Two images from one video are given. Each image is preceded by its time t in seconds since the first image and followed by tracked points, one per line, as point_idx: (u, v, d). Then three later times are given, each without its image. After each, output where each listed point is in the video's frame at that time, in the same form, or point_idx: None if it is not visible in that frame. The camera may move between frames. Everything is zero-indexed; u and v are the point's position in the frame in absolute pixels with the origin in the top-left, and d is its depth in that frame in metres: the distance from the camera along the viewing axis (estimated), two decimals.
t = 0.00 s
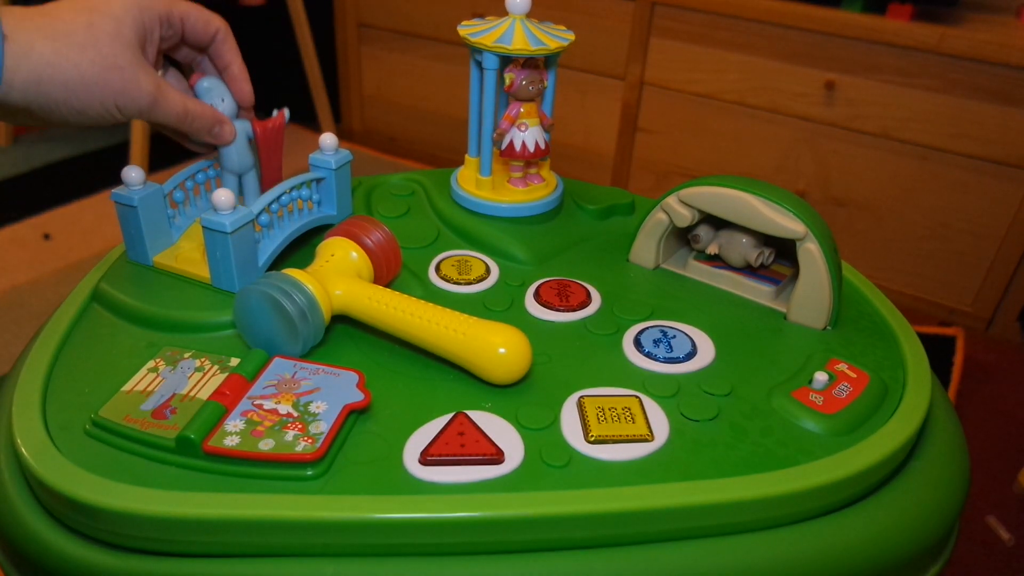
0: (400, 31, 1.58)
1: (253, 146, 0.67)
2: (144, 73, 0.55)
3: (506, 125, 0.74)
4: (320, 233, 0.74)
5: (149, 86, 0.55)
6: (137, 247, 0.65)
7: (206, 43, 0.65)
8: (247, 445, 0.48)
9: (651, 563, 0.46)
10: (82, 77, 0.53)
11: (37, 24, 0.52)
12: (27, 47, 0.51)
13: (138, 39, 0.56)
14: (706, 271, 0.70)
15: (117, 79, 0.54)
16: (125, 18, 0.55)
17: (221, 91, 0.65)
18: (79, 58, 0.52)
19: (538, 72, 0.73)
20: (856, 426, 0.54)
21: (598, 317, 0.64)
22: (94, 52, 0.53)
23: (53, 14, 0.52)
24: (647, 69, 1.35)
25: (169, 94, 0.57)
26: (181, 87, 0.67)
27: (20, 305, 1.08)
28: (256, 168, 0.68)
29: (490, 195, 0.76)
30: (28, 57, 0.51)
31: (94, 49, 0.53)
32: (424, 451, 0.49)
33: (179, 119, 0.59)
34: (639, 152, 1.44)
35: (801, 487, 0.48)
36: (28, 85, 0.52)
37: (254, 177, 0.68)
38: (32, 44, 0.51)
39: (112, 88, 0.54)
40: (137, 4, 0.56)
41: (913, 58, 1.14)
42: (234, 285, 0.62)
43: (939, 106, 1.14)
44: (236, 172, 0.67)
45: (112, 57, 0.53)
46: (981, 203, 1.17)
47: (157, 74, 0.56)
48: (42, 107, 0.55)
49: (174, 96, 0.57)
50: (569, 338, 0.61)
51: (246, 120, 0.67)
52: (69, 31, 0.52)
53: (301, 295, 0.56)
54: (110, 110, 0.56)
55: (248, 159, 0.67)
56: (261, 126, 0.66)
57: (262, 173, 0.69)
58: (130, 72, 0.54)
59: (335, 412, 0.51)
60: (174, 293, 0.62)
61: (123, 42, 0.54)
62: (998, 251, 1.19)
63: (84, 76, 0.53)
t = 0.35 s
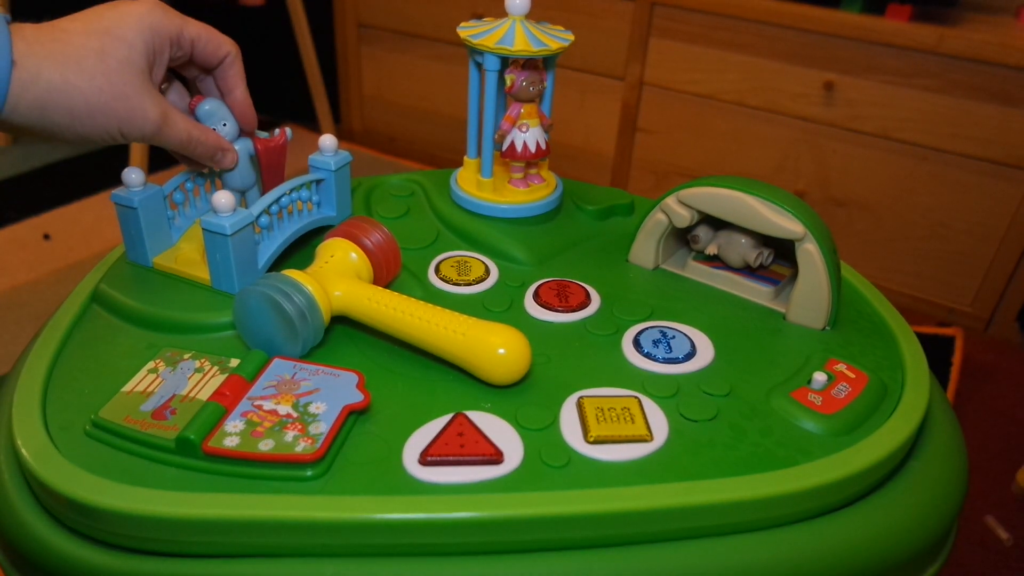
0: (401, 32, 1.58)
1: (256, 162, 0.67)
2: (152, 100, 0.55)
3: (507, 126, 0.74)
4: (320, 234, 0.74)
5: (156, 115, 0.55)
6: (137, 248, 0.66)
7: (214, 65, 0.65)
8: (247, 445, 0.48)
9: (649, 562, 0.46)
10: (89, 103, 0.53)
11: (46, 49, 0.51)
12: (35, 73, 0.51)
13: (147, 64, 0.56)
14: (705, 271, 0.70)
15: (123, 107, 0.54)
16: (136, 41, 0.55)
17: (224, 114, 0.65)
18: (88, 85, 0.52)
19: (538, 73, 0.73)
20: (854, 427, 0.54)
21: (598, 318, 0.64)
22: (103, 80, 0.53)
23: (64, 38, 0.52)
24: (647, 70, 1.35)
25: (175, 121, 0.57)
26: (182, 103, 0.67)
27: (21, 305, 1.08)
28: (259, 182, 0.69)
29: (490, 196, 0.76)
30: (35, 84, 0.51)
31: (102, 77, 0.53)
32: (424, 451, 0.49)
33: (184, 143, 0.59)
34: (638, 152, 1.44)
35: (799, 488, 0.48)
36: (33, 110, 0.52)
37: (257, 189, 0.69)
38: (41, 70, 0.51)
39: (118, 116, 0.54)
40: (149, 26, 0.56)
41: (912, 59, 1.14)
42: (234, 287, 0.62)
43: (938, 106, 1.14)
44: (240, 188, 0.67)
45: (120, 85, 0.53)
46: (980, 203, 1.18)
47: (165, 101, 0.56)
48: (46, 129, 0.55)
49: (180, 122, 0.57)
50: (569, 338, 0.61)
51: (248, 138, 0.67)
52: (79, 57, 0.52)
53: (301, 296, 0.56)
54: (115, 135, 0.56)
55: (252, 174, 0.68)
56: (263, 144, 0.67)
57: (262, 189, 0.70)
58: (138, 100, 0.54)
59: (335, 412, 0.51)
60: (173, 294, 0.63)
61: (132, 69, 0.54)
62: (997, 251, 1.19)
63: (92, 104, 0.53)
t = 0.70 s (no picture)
0: (401, 32, 1.59)
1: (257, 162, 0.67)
2: (153, 102, 0.55)
3: (508, 126, 0.74)
4: (321, 234, 0.74)
5: (157, 117, 0.55)
6: (138, 248, 0.66)
7: (213, 66, 0.65)
8: (248, 445, 0.48)
9: (649, 562, 0.46)
10: (90, 105, 0.53)
11: (48, 52, 0.52)
12: (37, 76, 0.51)
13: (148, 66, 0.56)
14: (705, 271, 0.70)
15: (125, 110, 0.54)
16: (137, 43, 0.55)
17: (223, 114, 0.65)
18: (89, 88, 0.52)
19: (539, 73, 0.73)
20: (854, 427, 0.54)
21: (598, 317, 0.64)
22: (105, 83, 0.53)
23: (66, 41, 0.52)
24: (647, 69, 1.35)
25: (176, 123, 0.57)
26: (182, 104, 0.67)
27: (21, 305, 1.08)
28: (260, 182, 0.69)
29: (490, 195, 0.76)
30: (37, 86, 0.51)
31: (104, 80, 0.53)
32: (425, 451, 0.49)
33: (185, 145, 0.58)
34: (638, 152, 1.44)
35: (798, 487, 0.48)
36: (35, 113, 0.52)
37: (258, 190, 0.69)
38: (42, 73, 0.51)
39: (119, 119, 0.54)
40: (150, 28, 0.55)
41: (912, 58, 1.14)
42: (234, 287, 0.62)
43: (938, 106, 1.15)
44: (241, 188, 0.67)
45: (121, 88, 0.53)
46: (980, 203, 1.18)
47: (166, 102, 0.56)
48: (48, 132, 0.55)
49: (181, 125, 0.57)
50: (568, 338, 0.61)
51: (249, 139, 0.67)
52: (80, 60, 0.52)
53: (301, 296, 0.56)
54: (117, 137, 0.56)
55: (253, 175, 0.68)
56: (263, 144, 0.67)
57: (262, 190, 0.70)
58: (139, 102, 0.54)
59: (335, 412, 0.51)
60: (174, 294, 0.63)
61: (134, 72, 0.54)
62: (998, 250, 1.19)
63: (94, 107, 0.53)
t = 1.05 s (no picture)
0: (401, 32, 1.59)
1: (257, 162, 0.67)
2: (153, 102, 0.55)
3: (510, 125, 0.74)
4: (321, 233, 0.74)
5: (157, 117, 0.55)
6: (138, 247, 0.66)
7: (214, 66, 0.65)
8: (248, 444, 0.48)
9: (649, 562, 0.46)
10: (90, 105, 0.53)
11: (48, 53, 0.52)
12: (36, 77, 0.51)
13: (149, 66, 0.56)
14: (705, 271, 0.70)
15: (124, 110, 0.54)
16: (137, 44, 0.55)
17: (224, 113, 0.65)
18: (89, 88, 0.53)
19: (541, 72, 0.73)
20: (855, 427, 0.54)
21: (598, 317, 0.64)
22: (105, 84, 0.53)
23: (65, 42, 0.52)
24: (647, 70, 1.35)
25: (177, 123, 0.57)
26: (182, 103, 0.67)
27: (22, 305, 1.08)
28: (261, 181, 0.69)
29: (490, 195, 0.76)
30: (36, 87, 0.51)
31: (104, 80, 0.53)
32: (425, 450, 0.49)
33: (185, 144, 0.59)
34: (639, 152, 1.44)
35: (799, 487, 0.48)
36: (35, 114, 0.52)
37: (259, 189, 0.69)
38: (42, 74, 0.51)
39: (119, 119, 0.54)
40: (150, 28, 0.56)
41: (912, 58, 1.14)
42: (234, 286, 0.62)
43: (938, 106, 1.15)
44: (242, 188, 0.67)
45: (121, 88, 0.53)
46: (980, 203, 1.18)
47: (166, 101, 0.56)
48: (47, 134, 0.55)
49: (180, 124, 0.57)
50: (568, 337, 0.61)
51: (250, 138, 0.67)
52: (80, 61, 0.52)
53: (301, 295, 0.56)
54: (116, 137, 0.56)
55: (254, 174, 0.68)
56: (263, 143, 0.67)
57: (262, 189, 0.70)
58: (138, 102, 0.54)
59: (335, 412, 0.51)
60: (175, 293, 0.63)
61: (134, 72, 0.54)
62: (998, 250, 1.19)
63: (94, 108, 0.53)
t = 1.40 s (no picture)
0: (401, 32, 1.58)
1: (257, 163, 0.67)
2: (134, 94, 0.54)
3: (512, 125, 0.74)
4: (321, 233, 0.74)
5: (139, 108, 0.54)
6: (138, 247, 0.66)
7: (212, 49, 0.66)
8: (248, 445, 0.48)
9: (649, 563, 0.46)
10: (68, 98, 0.52)
11: (31, 50, 0.52)
12: (17, 73, 0.51)
13: (136, 65, 0.55)
14: (705, 271, 0.70)
15: (103, 102, 0.52)
16: (120, 40, 0.54)
17: (224, 112, 0.64)
18: (67, 80, 0.52)
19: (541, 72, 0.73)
20: (855, 426, 0.54)
21: (598, 317, 0.64)
22: (83, 76, 0.52)
23: (49, 38, 0.52)
24: (647, 70, 1.35)
25: (162, 114, 0.55)
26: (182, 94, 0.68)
27: (23, 305, 1.08)
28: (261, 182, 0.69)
29: (490, 195, 0.76)
30: (18, 83, 0.52)
31: (82, 74, 0.52)
32: (425, 451, 0.49)
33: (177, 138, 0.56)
34: (639, 152, 1.44)
35: (799, 487, 0.48)
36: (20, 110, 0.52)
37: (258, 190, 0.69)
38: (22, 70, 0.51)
39: (100, 112, 0.53)
40: (135, 27, 0.55)
41: (912, 59, 1.14)
42: (234, 286, 0.62)
43: (938, 106, 1.14)
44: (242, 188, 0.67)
45: (99, 79, 0.52)
46: (981, 203, 1.18)
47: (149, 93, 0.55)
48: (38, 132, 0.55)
49: (168, 116, 0.55)
50: (568, 337, 0.61)
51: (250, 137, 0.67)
52: (60, 55, 0.52)
53: (301, 295, 0.56)
54: (103, 134, 0.55)
55: (253, 174, 0.68)
56: (263, 143, 0.67)
57: (262, 189, 0.70)
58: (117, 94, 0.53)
59: (335, 412, 0.51)
60: (175, 293, 0.63)
61: (113, 64, 0.53)
62: (999, 250, 1.19)
63: (68, 94, 0.52)
